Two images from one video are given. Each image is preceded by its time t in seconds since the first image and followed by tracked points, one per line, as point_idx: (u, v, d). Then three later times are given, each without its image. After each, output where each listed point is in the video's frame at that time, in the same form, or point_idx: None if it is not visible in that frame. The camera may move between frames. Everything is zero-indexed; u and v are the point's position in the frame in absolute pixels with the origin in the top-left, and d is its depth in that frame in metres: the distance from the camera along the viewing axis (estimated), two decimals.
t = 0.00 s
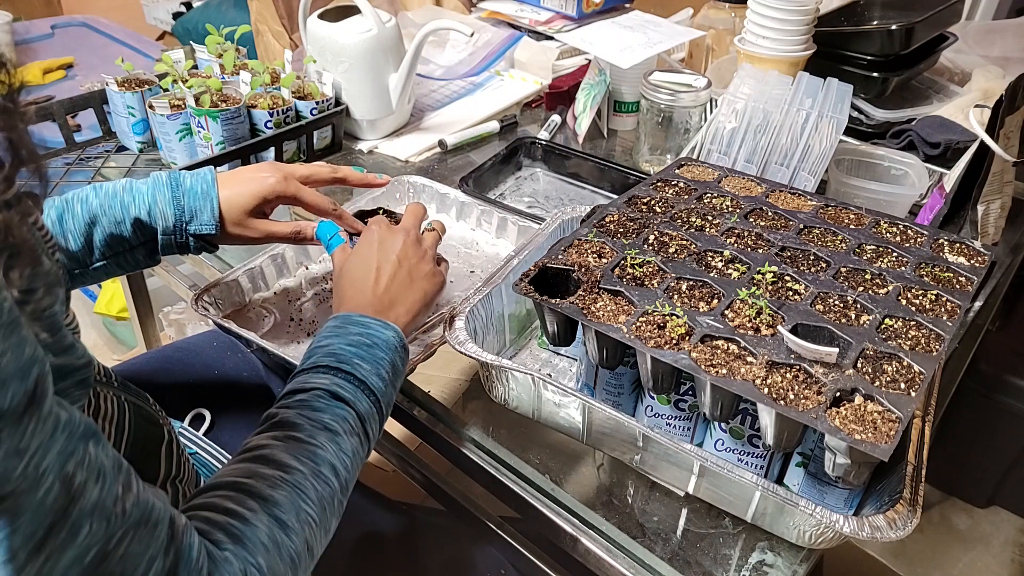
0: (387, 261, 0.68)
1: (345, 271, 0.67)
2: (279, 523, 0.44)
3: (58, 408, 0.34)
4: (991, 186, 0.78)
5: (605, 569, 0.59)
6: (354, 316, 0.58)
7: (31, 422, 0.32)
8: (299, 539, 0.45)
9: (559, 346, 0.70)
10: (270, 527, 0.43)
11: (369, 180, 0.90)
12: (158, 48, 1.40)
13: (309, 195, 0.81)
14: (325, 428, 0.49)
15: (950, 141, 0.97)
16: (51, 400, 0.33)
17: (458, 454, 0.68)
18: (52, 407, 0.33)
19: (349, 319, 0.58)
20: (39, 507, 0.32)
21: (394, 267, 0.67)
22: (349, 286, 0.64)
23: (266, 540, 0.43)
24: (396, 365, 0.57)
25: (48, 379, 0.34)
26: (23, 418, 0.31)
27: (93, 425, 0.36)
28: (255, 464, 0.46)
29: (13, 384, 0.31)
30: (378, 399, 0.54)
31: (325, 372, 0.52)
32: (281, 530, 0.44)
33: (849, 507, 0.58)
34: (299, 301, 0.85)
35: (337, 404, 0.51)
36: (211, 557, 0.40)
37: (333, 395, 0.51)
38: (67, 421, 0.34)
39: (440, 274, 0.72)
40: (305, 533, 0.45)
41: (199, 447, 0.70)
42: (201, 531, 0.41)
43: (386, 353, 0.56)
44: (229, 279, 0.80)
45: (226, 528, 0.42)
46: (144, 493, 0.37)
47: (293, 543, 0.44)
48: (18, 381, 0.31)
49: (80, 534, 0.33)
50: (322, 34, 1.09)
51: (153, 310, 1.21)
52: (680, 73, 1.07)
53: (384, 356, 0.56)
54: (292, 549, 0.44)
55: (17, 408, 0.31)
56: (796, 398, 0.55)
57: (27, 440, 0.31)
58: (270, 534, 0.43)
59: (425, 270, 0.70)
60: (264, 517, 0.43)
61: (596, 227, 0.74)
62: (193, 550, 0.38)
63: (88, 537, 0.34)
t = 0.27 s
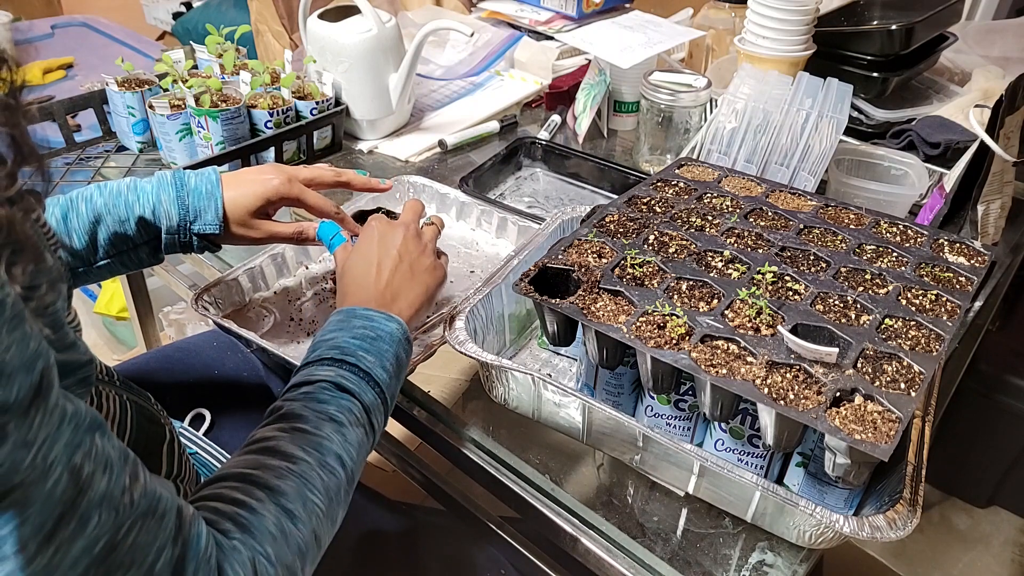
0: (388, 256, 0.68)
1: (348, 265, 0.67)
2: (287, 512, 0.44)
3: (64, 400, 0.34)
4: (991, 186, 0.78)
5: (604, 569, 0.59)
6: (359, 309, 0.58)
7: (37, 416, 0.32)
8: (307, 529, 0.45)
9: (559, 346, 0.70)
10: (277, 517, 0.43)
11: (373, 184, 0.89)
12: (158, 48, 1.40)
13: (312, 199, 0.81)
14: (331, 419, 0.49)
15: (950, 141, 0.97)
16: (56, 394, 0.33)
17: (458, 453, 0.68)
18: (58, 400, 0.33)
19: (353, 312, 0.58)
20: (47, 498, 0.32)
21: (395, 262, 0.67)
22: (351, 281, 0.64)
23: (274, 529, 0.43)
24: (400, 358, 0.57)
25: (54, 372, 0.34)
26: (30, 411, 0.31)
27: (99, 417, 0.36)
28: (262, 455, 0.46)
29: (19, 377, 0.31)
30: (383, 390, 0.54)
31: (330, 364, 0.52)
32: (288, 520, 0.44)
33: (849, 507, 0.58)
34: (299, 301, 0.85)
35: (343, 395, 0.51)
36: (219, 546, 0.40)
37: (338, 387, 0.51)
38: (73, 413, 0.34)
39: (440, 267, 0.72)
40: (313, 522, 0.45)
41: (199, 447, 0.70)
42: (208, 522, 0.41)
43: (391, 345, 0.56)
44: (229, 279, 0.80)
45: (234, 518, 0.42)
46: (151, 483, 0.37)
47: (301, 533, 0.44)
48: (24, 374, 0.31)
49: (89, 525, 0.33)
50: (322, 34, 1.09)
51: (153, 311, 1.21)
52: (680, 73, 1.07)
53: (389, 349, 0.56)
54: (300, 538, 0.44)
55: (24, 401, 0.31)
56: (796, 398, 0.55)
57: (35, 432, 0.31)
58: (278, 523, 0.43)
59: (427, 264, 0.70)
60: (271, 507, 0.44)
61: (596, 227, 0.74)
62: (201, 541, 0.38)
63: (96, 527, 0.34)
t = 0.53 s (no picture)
0: (397, 253, 0.67)
1: (353, 262, 0.66)
2: (287, 513, 0.44)
3: (66, 399, 0.34)
4: (991, 186, 0.78)
5: (604, 569, 0.59)
6: (364, 308, 0.58)
7: (39, 415, 0.32)
8: (306, 530, 0.45)
9: (559, 346, 0.70)
10: (277, 518, 0.43)
11: (360, 167, 0.90)
12: (158, 47, 1.40)
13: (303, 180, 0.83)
14: (333, 420, 0.49)
15: (950, 142, 0.97)
16: (58, 393, 0.33)
17: (458, 453, 0.68)
18: (60, 398, 0.33)
19: (359, 312, 0.57)
20: (46, 498, 0.32)
21: (403, 260, 0.66)
22: (358, 277, 0.64)
23: (273, 530, 0.43)
24: (405, 358, 0.57)
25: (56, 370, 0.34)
26: (31, 411, 0.32)
27: (102, 415, 0.36)
28: (264, 455, 0.46)
29: (20, 376, 0.31)
30: (387, 391, 0.54)
31: (335, 364, 0.52)
32: (288, 521, 0.44)
33: (849, 507, 0.58)
34: (299, 301, 0.85)
35: (346, 397, 0.50)
36: (219, 546, 0.40)
37: (341, 388, 0.51)
38: (75, 412, 0.34)
39: (448, 265, 0.72)
40: (312, 524, 0.45)
41: (199, 447, 0.70)
42: (209, 521, 0.41)
43: (395, 345, 0.56)
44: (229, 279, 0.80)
45: (234, 518, 0.42)
46: (153, 482, 0.37)
47: (300, 534, 0.44)
48: (26, 373, 0.31)
49: (87, 525, 0.33)
50: (322, 34, 1.09)
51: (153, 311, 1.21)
52: (680, 73, 1.07)
53: (394, 349, 0.56)
54: (299, 539, 0.44)
55: (25, 401, 0.31)
56: (796, 398, 0.55)
57: (35, 432, 0.32)
58: (278, 525, 0.43)
59: (433, 262, 0.69)
60: (271, 507, 0.44)
61: (596, 227, 0.74)
62: (200, 542, 0.38)
63: (94, 527, 0.34)
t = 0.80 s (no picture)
0: (392, 249, 0.67)
1: (347, 259, 0.66)
2: (289, 501, 0.44)
3: (70, 391, 0.34)
4: (991, 186, 0.78)
5: (605, 569, 0.59)
6: (360, 302, 0.58)
7: (44, 407, 0.32)
8: (308, 517, 0.45)
9: (559, 346, 0.70)
10: (279, 505, 0.44)
11: (373, 175, 0.87)
12: (158, 47, 1.40)
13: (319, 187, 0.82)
14: (332, 410, 0.49)
15: (950, 142, 0.97)
16: (63, 385, 0.33)
17: (458, 454, 0.68)
18: (65, 390, 0.33)
19: (355, 306, 0.58)
20: (54, 488, 0.32)
21: (399, 255, 0.67)
22: (353, 273, 0.64)
23: (275, 517, 0.43)
24: (400, 350, 0.57)
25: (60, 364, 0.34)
26: (36, 402, 0.32)
27: (106, 406, 0.36)
28: (264, 445, 0.46)
29: (26, 369, 0.31)
30: (384, 382, 0.54)
31: (331, 356, 0.52)
32: (290, 508, 0.44)
33: (849, 507, 0.58)
34: (299, 301, 0.85)
35: (343, 387, 0.50)
36: (223, 533, 0.40)
37: (339, 378, 0.51)
38: (80, 404, 0.34)
39: (443, 261, 0.72)
40: (314, 511, 0.45)
41: (199, 447, 0.70)
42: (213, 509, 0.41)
43: (391, 338, 0.56)
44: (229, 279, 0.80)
45: (237, 506, 0.42)
46: (157, 473, 0.37)
47: (302, 521, 0.44)
48: (31, 366, 0.31)
49: (95, 514, 0.34)
50: (322, 34, 1.09)
51: (153, 311, 1.21)
52: (680, 73, 1.07)
53: (389, 342, 0.56)
54: (301, 527, 0.44)
55: (30, 393, 0.31)
56: (796, 398, 0.55)
57: (42, 423, 0.32)
58: (280, 512, 0.43)
59: (430, 258, 0.70)
60: (274, 495, 0.44)
61: (596, 227, 0.74)
62: (205, 530, 0.38)
63: (102, 516, 0.34)
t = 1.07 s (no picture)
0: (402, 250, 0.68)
1: (358, 258, 0.67)
2: (302, 486, 0.45)
3: (80, 376, 0.34)
4: (991, 186, 0.78)
5: (605, 569, 0.59)
6: (371, 299, 0.58)
7: (56, 392, 0.32)
8: (321, 503, 0.46)
9: (559, 346, 0.70)
10: (292, 490, 0.44)
11: (386, 187, 0.87)
12: (159, 48, 1.40)
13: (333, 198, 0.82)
14: (343, 401, 0.49)
15: (950, 141, 0.97)
16: (71, 371, 0.34)
17: (458, 454, 0.68)
18: (74, 376, 0.34)
19: (366, 302, 0.58)
20: (70, 472, 0.32)
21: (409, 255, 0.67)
22: (363, 273, 0.64)
23: (289, 502, 0.44)
24: (412, 345, 0.57)
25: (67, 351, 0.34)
26: (48, 387, 0.32)
27: (114, 393, 0.37)
28: (277, 433, 0.47)
29: (36, 356, 0.31)
30: (396, 374, 0.53)
31: (343, 349, 0.52)
32: (303, 493, 0.45)
33: (849, 507, 0.58)
34: (299, 301, 0.85)
35: (355, 378, 0.51)
36: (237, 516, 0.41)
37: (351, 370, 0.51)
38: (90, 390, 0.34)
39: (453, 265, 0.71)
40: (327, 497, 0.46)
41: (199, 447, 0.70)
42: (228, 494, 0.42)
43: (402, 332, 0.56)
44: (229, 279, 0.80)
45: (252, 490, 0.43)
46: (168, 458, 0.38)
47: (316, 506, 0.45)
48: (41, 352, 0.31)
49: (111, 497, 0.34)
50: (322, 34, 1.09)
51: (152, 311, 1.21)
52: (680, 73, 1.07)
53: (400, 336, 0.56)
54: (316, 512, 0.45)
55: (42, 379, 0.31)
56: (796, 398, 0.55)
57: (54, 408, 0.32)
58: (294, 497, 0.44)
59: (442, 262, 0.69)
60: (287, 481, 0.44)
61: (596, 227, 0.74)
62: (219, 512, 0.39)
63: (119, 499, 0.34)
